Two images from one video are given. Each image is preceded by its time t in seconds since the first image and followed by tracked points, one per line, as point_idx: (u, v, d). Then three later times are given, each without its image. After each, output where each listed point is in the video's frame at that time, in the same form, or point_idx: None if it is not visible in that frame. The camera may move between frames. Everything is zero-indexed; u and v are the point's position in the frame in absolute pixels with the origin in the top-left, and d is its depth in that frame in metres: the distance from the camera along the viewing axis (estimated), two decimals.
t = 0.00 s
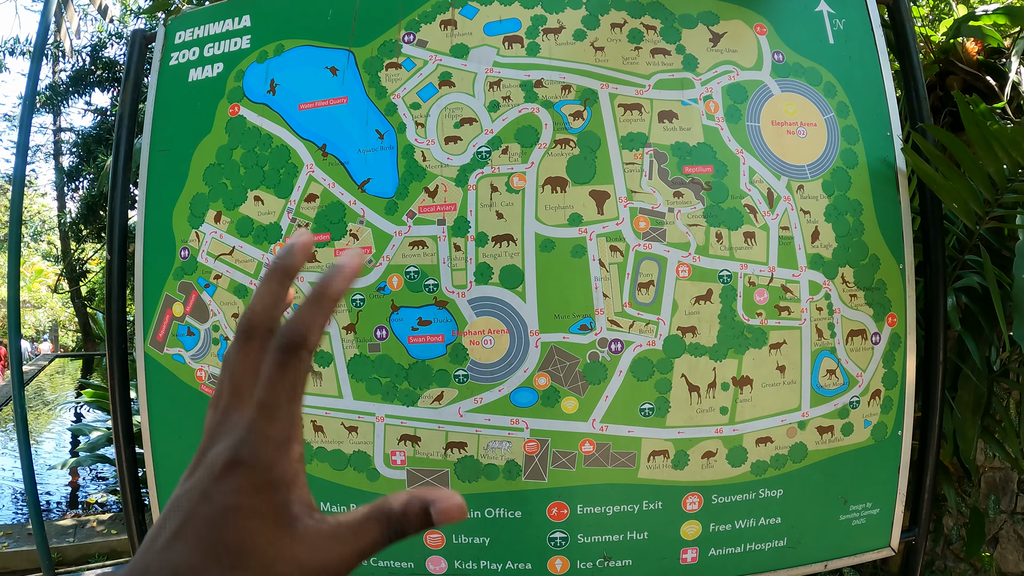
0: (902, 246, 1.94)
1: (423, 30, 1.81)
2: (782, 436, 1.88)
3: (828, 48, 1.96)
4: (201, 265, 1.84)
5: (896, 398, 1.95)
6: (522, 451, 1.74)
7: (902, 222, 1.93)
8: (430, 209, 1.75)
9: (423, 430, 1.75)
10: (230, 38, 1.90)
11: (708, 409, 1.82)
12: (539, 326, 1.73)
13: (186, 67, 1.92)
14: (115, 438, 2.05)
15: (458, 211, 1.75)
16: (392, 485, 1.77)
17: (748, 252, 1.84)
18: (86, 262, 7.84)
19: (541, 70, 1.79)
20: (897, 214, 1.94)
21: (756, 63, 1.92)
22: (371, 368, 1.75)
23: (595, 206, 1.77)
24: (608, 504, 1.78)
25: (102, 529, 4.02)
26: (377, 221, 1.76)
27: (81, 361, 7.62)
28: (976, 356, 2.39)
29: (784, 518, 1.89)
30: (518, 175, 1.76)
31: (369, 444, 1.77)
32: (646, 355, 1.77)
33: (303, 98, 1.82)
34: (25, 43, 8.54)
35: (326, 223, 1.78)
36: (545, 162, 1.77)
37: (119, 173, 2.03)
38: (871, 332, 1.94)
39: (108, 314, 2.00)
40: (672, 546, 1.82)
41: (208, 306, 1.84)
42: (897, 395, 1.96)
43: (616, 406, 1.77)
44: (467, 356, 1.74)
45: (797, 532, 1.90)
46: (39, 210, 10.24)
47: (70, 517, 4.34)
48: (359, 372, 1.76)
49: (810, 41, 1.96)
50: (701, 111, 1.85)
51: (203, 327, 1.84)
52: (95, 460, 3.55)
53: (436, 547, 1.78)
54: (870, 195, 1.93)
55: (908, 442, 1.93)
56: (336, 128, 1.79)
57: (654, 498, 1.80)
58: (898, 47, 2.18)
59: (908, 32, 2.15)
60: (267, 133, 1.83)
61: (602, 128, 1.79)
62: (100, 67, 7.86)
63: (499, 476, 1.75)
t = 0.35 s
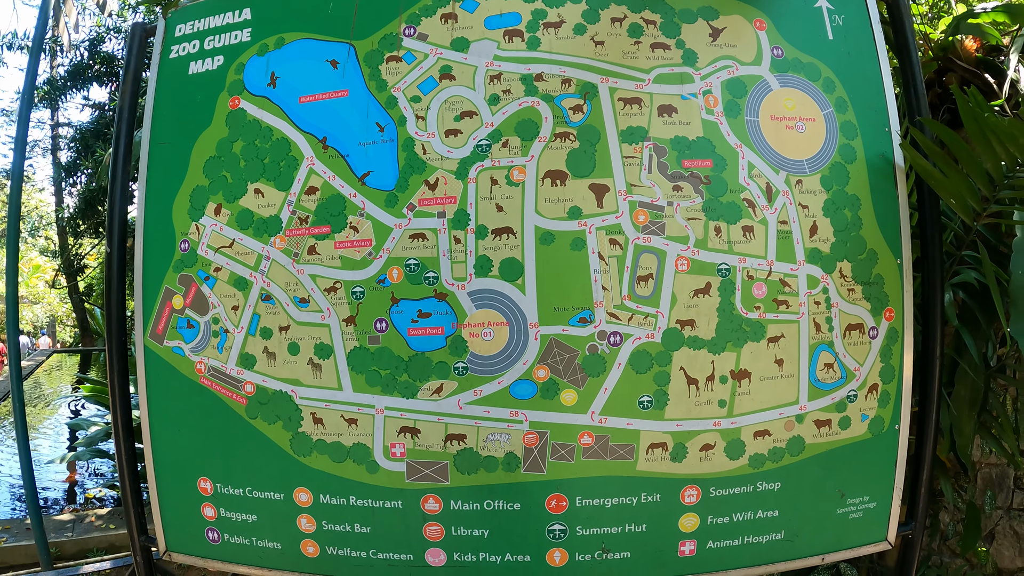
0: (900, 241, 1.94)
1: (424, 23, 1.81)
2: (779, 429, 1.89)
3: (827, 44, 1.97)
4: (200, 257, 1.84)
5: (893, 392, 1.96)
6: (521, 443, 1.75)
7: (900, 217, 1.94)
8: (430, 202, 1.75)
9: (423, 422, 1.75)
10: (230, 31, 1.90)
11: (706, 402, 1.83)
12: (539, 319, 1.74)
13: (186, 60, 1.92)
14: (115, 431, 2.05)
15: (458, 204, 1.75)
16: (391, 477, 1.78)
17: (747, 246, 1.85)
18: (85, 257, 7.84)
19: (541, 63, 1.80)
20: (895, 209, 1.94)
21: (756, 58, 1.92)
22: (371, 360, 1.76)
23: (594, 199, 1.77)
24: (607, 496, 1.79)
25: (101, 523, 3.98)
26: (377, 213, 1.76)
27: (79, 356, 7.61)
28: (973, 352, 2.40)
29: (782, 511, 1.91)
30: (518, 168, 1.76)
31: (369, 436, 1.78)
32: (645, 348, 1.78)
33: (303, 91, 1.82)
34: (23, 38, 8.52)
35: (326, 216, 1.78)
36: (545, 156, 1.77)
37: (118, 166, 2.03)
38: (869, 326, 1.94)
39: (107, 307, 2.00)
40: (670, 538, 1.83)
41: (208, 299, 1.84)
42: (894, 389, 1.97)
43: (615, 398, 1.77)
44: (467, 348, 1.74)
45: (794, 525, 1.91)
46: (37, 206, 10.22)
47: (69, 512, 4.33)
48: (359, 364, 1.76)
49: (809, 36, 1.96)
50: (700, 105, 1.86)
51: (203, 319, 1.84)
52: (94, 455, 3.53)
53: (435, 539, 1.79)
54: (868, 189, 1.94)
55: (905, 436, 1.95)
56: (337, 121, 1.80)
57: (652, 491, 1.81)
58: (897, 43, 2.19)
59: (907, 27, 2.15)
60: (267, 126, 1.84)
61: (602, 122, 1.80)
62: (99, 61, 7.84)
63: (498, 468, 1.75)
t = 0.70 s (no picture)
0: (890, 237, 2.00)
1: (428, 21, 1.85)
2: (771, 420, 1.94)
3: (820, 46, 2.02)
4: (207, 249, 1.88)
5: (882, 385, 2.02)
6: (520, 431, 1.80)
7: (889, 214, 2.00)
8: (433, 196, 1.80)
9: (424, 411, 1.80)
10: (237, 26, 1.94)
11: (700, 393, 1.88)
12: (538, 310, 1.79)
13: (193, 55, 1.96)
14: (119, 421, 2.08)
15: (460, 198, 1.80)
16: (393, 464, 1.83)
17: (741, 241, 1.90)
18: (81, 250, 7.83)
19: (542, 61, 1.84)
20: (885, 207, 2.00)
21: (751, 59, 1.97)
22: (374, 349, 1.80)
23: (593, 195, 1.82)
24: (603, 484, 1.85)
25: (100, 515, 3.86)
26: (381, 206, 1.81)
27: (76, 349, 7.58)
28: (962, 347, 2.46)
29: (773, 500, 1.96)
30: (519, 163, 1.81)
31: (371, 424, 1.82)
32: (641, 339, 1.83)
33: (309, 86, 1.86)
34: (20, 30, 8.48)
35: (331, 209, 1.82)
36: (545, 152, 1.82)
37: (124, 158, 2.05)
38: (859, 320, 2.00)
39: (113, 298, 2.02)
40: (665, 525, 1.89)
41: (214, 289, 1.88)
42: (883, 382, 2.02)
43: (611, 388, 1.82)
44: (468, 338, 1.79)
45: (785, 514, 1.97)
46: (33, 199, 10.18)
47: (66, 503, 4.25)
48: (363, 353, 1.81)
49: (803, 38, 2.01)
50: (697, 104, 1.91)
51: (209, 310, 1.88)
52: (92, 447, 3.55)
53: (435, 525, 1.83)
54: (858, 187, 1.99)
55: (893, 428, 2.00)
56: (341, 116, 1.84)
57: (648, 479, 1.87)
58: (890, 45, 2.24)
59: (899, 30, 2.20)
60: (274, 121, 1.87)
61: (601, 119, 1.84)
62: (97, 54, 7.82)
63: (497, 456, 1.80)
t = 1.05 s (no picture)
0: (895, 234, 2.01)
1: (437, 17, 1.87)
2: (774, 414, 1.96)
3: (826, 44, 2.03)
4: (217, 239, 1.90)
5: (884, 382, 2.03)
6: (525, 422, 1.82)
7: (894, 211, 2.01)
8: (442, 189, 1.82)
9: (430, 401, 1.82)
10: (249, 21, 1.96)
11: (703, 386, 1.90)
12: (544, 303, 1.81)
13: (205, 48, 1.97)
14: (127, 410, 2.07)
15: (468, 191, 1.82)
16: (399, 454, 1.84)
17: (745, 237, 1.92)
18: (89, 243, 7.89)
19: (550, 57, 1.86)
20: (890, 205, 2.01)
21: (758, 56, 1.99)
22: (382, 340, 1.82)
23: (599, 189, 1.84)
24: (606, 475, 1.87)
25: (106, 505, 3.86)
26: (390, 199, 1.83)
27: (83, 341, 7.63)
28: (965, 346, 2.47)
29: (775, 494, 1.98)
30: (526, 158, 1.83)
31: (378, 413, 1.84)
32: (646, 333, 1.85)
33: (320, 80, 1.88)
34: (30, 24, 8.53)
35: (341, 201, 1.84)
36: (553, 147, 1.84)
37: (136, 151, 2.07)
38: (862, 317, 2.01)
39: (123, 288, 2.02)
40: (666, 518, 1.91)
41: (223, 280, 1.89)
42: (886, 379, 2.03)
43: (615, 381, 1.84)
44: (474, 330, 1.81)
45: (787, 509, 1.98)
46: (41, 191, 10.24)
47: (73, 493, 4.26)
48: (371, 344, 1.83)
49: (810, 36, 2.02)
50: (703, 101, 1.92)
51: (218, 300, 1.89)
52: (99, 437, 3.58)
53: (439, 515, 1.85)
54: (864, 185, 2.01)
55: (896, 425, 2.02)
56: (352, 110, 1.86)
57: (650, 471, 1.89)
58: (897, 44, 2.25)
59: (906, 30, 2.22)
60: (284, 114, 1.89)
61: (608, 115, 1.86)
62: (106, 48, 7.86)
63: (502, 446, 1.82)
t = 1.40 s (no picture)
0: (893, 234, 2.03)
1: (441, 20, 1.91)
2: (772, 412, 1.99)
3: (825, 45, 2.06)
4: (226, 239, 1.94)
5: (883, 380, 2.06)
6: (527, 417, 1.86)
7: (893, 210, 2.03)
8: (445, 189, 1.86)
9: (434, 396, 1.86)
10: (256, 24, 1.98)
11: (703, 383, 1.93)
12: (546, 300, 1.84)
13: (213, 51, 2.00)
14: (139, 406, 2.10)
15: (471, 192, 1.85)
16: (403, 448, 1.88)
17: (744, 236, 1.95)
18: (100, 241, 8.01)
19: (552, 60, 1.90)
20: (889, 204, 2.03)
21: (757, 57, 2.01)
22: (387, 337, 1.87)
23: (600, 189, 1.87)
24: (606, 470, 1.90)
25: (117, 499, 3.91)
26: (395, 199, 1.87)
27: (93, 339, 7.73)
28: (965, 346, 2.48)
29: (774, 490, 2.01)
30: (528, 158, 1.86)
31: (383, 408, 1.88)
32: (645, 330, 1.88)
33: (326, 83, 1.92)
34: (40, 24, 8.63)
35: (347, 201, 1.89)
36: (554, 147, 1.87)
37: (146, 151, 2.07)
38: (861, 316, 2.04)
39: (135, 286, 2.02)
40: (666, 512, 1.94)
41: (233, 278, 1.93)
42: (884, 378, 2.06)
43: (615, 377, 1.88)
44: (478, 327, 1.85)
45: (785, 505, 2.02)
46: (51, 189, 10.36)
47: (84, 487, 4.33)
48: (376, 341, 1.87)
49: (808, 37, 2.05)
50: (702, 101, 1.95)
51: (228, 298, 1.94)
52: (110, 432, 3.63)
53: (443, 508, 1.89)
54: (862, 184, 2.03)
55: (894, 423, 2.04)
56: (357, 112, 1.90)
57: (650, 466, 1.92)
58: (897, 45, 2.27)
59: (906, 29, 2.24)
60: (292, 116, 1.93)
61: (608, 117, 1.89)
62: (116, 47, 7.97)
63: (504, 441, 1.86)
